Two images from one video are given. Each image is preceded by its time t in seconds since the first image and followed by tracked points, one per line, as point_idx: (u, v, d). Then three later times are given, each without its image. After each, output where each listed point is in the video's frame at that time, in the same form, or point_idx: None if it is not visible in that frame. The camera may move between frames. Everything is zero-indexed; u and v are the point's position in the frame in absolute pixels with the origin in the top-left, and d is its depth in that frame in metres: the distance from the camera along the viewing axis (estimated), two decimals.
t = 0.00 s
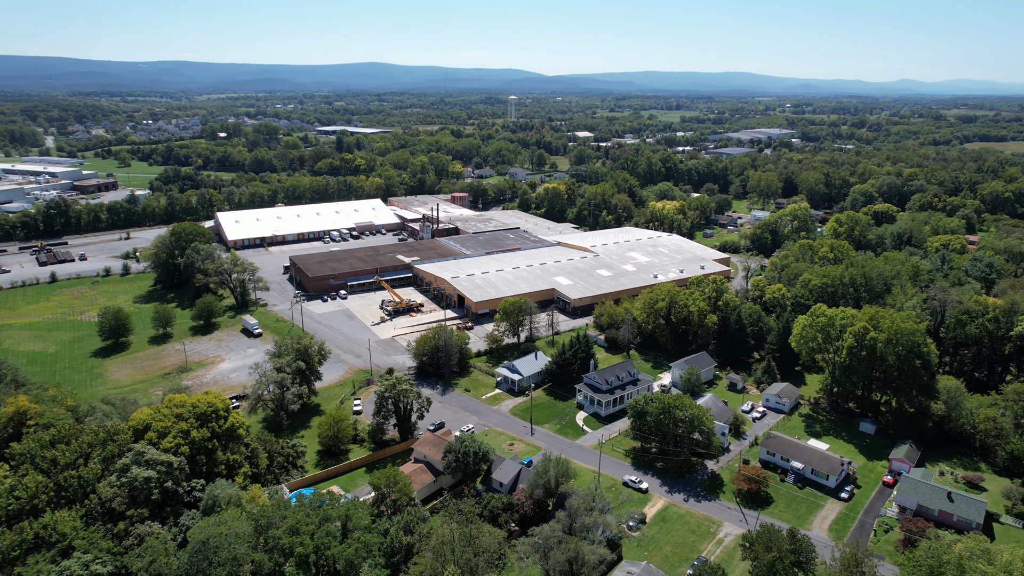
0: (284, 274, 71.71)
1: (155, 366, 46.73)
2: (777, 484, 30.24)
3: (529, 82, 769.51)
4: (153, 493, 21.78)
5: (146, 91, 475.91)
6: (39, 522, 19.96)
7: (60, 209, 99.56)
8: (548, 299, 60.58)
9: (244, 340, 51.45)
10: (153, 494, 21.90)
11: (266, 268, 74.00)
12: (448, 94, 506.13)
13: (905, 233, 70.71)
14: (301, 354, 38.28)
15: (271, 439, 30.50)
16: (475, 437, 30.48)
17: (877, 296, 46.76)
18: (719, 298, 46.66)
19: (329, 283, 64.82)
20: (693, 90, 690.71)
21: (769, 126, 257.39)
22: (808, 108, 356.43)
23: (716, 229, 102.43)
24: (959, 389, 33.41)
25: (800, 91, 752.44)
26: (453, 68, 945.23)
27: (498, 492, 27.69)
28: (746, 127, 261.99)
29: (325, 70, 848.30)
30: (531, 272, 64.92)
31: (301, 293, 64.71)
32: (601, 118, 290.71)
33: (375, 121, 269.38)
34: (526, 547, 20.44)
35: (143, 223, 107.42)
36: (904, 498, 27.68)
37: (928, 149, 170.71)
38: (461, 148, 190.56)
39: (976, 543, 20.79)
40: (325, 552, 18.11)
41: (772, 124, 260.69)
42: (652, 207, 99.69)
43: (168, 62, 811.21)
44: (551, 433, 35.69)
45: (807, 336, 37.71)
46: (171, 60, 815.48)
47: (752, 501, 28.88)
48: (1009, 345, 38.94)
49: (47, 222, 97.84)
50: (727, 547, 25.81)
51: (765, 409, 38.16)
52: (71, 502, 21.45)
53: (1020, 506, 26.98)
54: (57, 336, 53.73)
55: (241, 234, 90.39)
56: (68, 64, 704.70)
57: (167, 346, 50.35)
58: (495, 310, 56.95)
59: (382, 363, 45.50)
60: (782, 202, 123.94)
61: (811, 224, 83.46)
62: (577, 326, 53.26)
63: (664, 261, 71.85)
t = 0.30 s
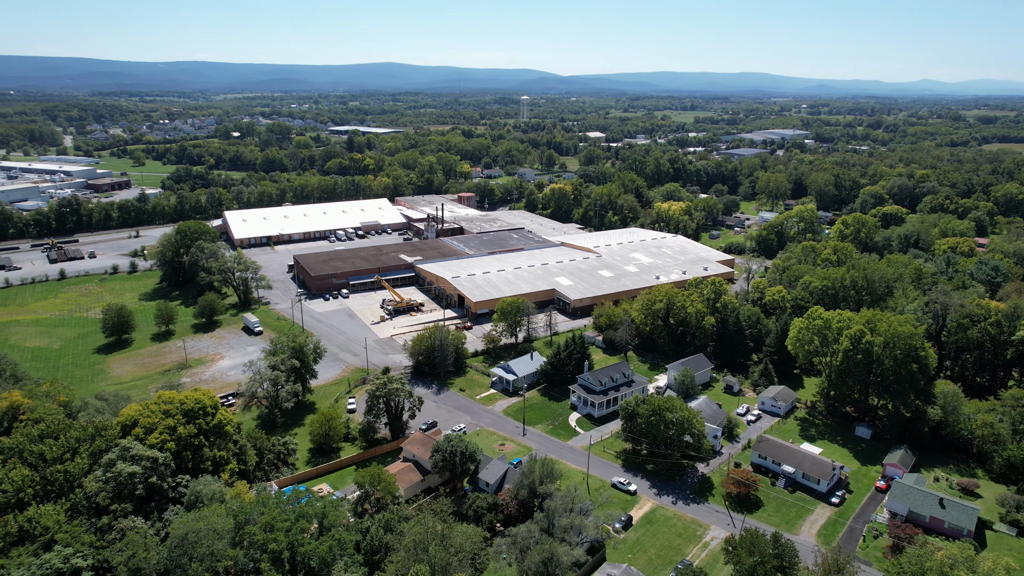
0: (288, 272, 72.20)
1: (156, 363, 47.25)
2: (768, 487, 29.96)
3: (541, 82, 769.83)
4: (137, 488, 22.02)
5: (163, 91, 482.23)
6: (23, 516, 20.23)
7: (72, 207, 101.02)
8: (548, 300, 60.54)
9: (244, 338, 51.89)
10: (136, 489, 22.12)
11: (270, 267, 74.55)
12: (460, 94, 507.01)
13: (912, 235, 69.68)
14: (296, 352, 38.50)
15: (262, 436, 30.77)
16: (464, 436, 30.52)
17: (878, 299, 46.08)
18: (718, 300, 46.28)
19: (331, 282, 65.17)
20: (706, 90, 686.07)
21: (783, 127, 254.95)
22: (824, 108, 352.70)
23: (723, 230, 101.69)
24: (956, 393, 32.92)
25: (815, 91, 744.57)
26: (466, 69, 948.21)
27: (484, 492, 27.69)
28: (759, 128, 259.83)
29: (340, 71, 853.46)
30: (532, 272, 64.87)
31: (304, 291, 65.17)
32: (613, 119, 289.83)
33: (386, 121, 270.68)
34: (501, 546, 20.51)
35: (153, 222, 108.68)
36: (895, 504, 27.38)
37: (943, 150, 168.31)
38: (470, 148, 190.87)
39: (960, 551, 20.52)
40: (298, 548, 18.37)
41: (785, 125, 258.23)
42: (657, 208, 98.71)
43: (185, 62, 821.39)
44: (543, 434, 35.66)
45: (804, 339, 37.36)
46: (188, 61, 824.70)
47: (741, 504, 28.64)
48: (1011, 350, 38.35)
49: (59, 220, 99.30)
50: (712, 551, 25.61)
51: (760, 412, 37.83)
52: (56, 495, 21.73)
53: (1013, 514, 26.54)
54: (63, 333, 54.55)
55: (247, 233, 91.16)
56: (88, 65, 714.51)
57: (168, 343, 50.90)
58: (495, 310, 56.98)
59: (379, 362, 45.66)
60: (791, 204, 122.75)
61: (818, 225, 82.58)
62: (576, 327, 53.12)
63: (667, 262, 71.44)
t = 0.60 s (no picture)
0: (292, 271, 72.74)
1: (157, 359, 47.80)
2: (757, 492, 29.68)
3: (554, 83, 769.13)
4: (122, 482, 22.27)
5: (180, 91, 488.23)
6: (7, 509, 20.49)
7: (85, 205, 102.51)
8: (548, 300, 60.43)
9: (245, 336, 52.36)
10: (121, 484, 22.36)
11: (275, 266, 75.17)
12: (473, 94, 507.67)
13: (921, 238, 68.57)
14: (291, 350, 38.80)
15: (252, 432, 31.06)
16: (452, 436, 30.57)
17: (880, 302, 45.44)
18: (716, 302, 45.92)
19: (334, 281, 65.56)
20: (720, 91, 680.89)
21: (797, 128, 252.26)
22: (840, 109, 348.46)
23: (729, 232, 100.91)
24: (954, 398, 32.39)
25: (832, 91, 733.59)
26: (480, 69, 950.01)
27: (470, 492, 27.71)
28: (773, 129, 257.31)
29: (354, 71, 858.78)
30: (533, 272, 64.78)
31: (306, 290, 65.63)
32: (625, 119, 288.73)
33: (398, 121, 271.77)
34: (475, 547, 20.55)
35: (163, 220, 109.95)
36: (885, 510, 27.01)
37: (959, 151, 165.54)
38: (480, 148, 191.04)
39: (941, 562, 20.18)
40: (271, 545, 18.52)
41: (800, 125, 255.43)
42: (663, 209, 97.24)
43: (203, 62, 831.20)
44: (534, 434, 35.61)
45: (799, 341, 37.07)
46: (206, 61, 833.90)
47: (729, 508, 28.40)
48: (1012, 355, 37.69)
49: (72, 218, 100.83)
50: (696, 554, 25.42)
51: (755, 415, 37.48)
52: (42, 489, 22.01)
53: (1005, 521, 26.10)
54: (68, 329, 55.34)
55: (255, 231, 91.94)
56: (109, 65, 725.60)
57: (170, 340, 51.47)
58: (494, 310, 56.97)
59: (375, 361, 45.84)
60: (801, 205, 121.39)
61: (826, 227, 81.59)
62: (575, 328, 52.97)
63: (670, 263, 70.98)
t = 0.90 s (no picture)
0: (296, 270, 73.29)
1: (158, 356, 48.35)
2: (747, 495, 29.42)
3: (567, 83, 768.41)
4: (107, 477, 22.56)
5: (197, 91, 493.90)
6: None
7: (96, 204, 104.02)
8: (549, 301, 60.35)
9: (246, 334, 52.86)
10: (107, 479, 22.64)
11: (280, 264, 75.78)
12: (486, 94, 508.23)
13: (928, 240, 67.62)
14: (286, 348, 39.08)
15: (244, 430, 31.29)
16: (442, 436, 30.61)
17: (881, 305, 44.92)
18: (715, 303, 45.64)
19: (336, 280, 66.01)
20: (734, 92, 676.05)
21: (811, 129, 249.74)
22: (857, 109, 344.52)
23: (736, 233, 100.19)
24: (951, 403, 31.92)
25: (848, 92, 726.04)
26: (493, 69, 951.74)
27: (457, 492, 27.72)
28: (787, 130, 254.88)
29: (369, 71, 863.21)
30: (534, 272, 64.74)
31: (309, 289, 66.10)
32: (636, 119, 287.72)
33: (410, 121, 273.02)
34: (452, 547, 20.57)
35: (173, 219, 111.20)
36: (875, 515, 26.57)
37: (975, 153, 163.17)
38: (490, 148, 191.27)
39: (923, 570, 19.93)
40: (246, 540, 18.62)
41: (814, 126, 252.96)
42: (669, 210, 96.53)
43: (219, 62, 841.16)
44: (526, 435, 35.58)
45: (795, 344, 36.73)
46: (224, 61, 842.44)
47: (717, 511, 28.16)
48: (1014, 360, 37.06)
49: (83, 216, 102.33)
50: (681, 557, 25.22)
51: (750, 418, 37.17)
52: (30, 483, 22.33)
53: (998, 529, 25.68)
54: (74, 326, 56.15)
55: (261, 230, 92.70)
56: (128, 66, 735.37)
57: (172, 338, 52.05)
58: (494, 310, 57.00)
59: (372, 360, 46.06)
60: (811, 207, 120.23)
61: (833, 229, 80.77)
62: (574, 328, 52.85)
63: (673, 264, 70.60)
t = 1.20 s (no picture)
0: (300, 268, 73.79)
1: (159, 353, 48.89)
2: (736, 498, 29.18)
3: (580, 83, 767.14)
4: (94, 472, 22.81)
5: (213, 91, 499.12)
6: None
7: (107, 202, 105.42)
8: (549, 301, 60.28)
9: (246, 331, 53.35)
10: (93, 474, 22.93)
11: (284, 263, 76.30)
12: (498, 94, 508.56)
13: (936, 242, 66.57)
14: (281, 346, 39.34)
15: (236, 426, 31.52)
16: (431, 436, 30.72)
17: (882, 308, 44.38)
18: (713, 305, 45.29)
19: (339, 278, 66.42)
20: (748, 93, 670.99)
21: (825, 130, 246.80)
22: (874, 110, 340.09)
23: (742, 234, 99.37)
24: (947, 408, 31.41)
25: (864, 92, 717.78)
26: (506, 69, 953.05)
27: (443, 491, 27.76)
28: (800, 131, 252.31)
29: (383, 71, 867.13)
30: (536, 272, 64.69)
31: (312, 287, 66.56)
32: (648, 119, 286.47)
33: (422, 122, 273.87)
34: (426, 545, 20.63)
35: (183, 217, 112.51)
36: (864, 521, 26.29)
37: (991, 154, 160.48)
38: (499, 149, 191.34)
39: None
40: (221, 537, 18.70)
41: (828, 127, 250.04)
42: (675, 211, 96.22)
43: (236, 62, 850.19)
44: (518, 435, 35.56)
45: (789, 347, 36.34)
46: (240, 61, 850.46)
47: (705, 514, 27.95)
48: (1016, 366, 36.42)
49: (95, 215, 103.83)
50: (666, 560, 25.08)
51: (744, 421, 36.88)
52: (18, 476, 22.67)
53: (990, 536, 25.26)
54: (79, 322, 56.99)
55: (268, 229, 93.43)
56: (147, 66, 745.43)
57: (174, 334, 52.61)
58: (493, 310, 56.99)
59: (369, 359, 46.24)
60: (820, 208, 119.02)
61: (840, 231, 79.93)
62: (572, 329, 52.72)
63: (676, 265, 70.17)
